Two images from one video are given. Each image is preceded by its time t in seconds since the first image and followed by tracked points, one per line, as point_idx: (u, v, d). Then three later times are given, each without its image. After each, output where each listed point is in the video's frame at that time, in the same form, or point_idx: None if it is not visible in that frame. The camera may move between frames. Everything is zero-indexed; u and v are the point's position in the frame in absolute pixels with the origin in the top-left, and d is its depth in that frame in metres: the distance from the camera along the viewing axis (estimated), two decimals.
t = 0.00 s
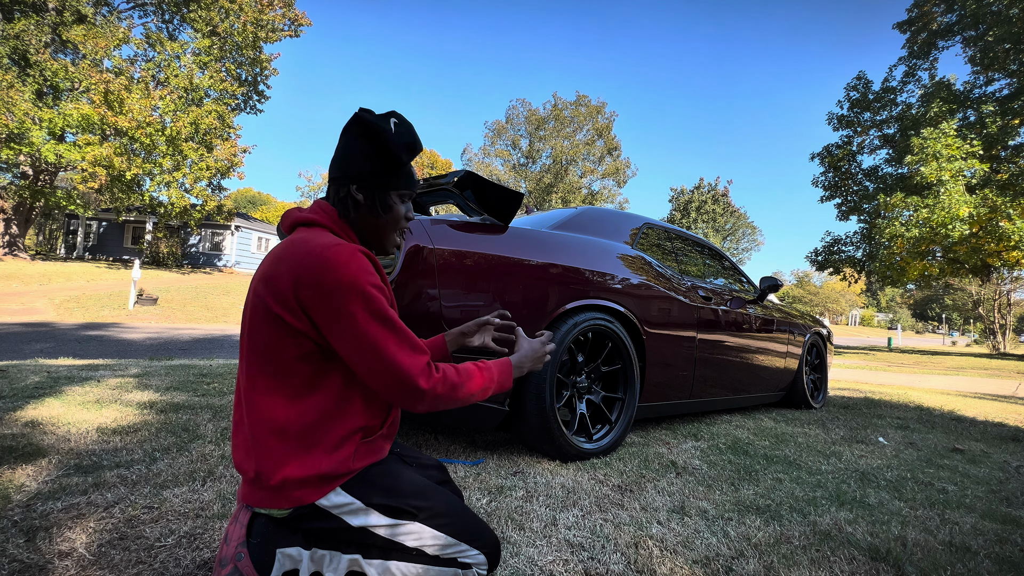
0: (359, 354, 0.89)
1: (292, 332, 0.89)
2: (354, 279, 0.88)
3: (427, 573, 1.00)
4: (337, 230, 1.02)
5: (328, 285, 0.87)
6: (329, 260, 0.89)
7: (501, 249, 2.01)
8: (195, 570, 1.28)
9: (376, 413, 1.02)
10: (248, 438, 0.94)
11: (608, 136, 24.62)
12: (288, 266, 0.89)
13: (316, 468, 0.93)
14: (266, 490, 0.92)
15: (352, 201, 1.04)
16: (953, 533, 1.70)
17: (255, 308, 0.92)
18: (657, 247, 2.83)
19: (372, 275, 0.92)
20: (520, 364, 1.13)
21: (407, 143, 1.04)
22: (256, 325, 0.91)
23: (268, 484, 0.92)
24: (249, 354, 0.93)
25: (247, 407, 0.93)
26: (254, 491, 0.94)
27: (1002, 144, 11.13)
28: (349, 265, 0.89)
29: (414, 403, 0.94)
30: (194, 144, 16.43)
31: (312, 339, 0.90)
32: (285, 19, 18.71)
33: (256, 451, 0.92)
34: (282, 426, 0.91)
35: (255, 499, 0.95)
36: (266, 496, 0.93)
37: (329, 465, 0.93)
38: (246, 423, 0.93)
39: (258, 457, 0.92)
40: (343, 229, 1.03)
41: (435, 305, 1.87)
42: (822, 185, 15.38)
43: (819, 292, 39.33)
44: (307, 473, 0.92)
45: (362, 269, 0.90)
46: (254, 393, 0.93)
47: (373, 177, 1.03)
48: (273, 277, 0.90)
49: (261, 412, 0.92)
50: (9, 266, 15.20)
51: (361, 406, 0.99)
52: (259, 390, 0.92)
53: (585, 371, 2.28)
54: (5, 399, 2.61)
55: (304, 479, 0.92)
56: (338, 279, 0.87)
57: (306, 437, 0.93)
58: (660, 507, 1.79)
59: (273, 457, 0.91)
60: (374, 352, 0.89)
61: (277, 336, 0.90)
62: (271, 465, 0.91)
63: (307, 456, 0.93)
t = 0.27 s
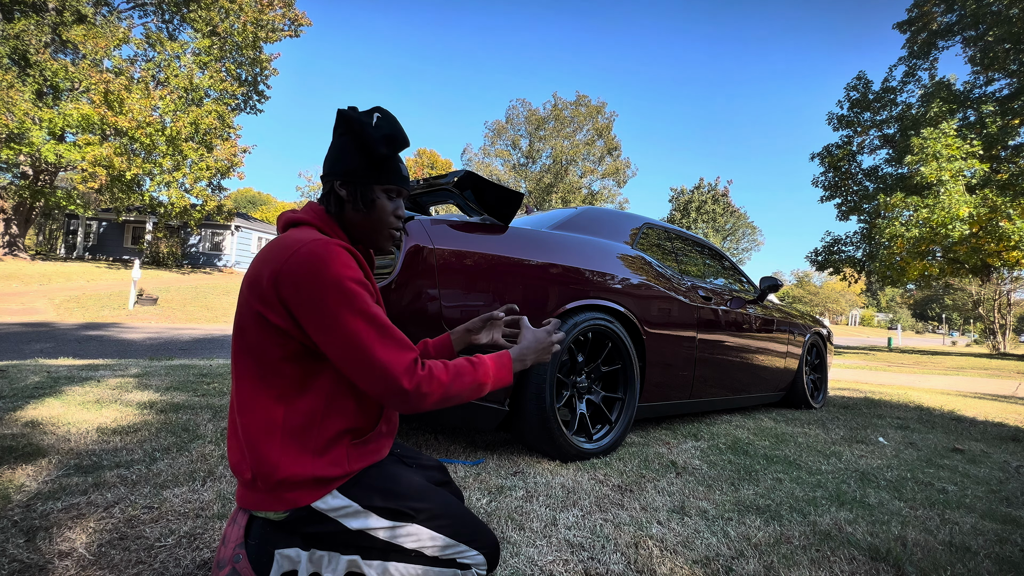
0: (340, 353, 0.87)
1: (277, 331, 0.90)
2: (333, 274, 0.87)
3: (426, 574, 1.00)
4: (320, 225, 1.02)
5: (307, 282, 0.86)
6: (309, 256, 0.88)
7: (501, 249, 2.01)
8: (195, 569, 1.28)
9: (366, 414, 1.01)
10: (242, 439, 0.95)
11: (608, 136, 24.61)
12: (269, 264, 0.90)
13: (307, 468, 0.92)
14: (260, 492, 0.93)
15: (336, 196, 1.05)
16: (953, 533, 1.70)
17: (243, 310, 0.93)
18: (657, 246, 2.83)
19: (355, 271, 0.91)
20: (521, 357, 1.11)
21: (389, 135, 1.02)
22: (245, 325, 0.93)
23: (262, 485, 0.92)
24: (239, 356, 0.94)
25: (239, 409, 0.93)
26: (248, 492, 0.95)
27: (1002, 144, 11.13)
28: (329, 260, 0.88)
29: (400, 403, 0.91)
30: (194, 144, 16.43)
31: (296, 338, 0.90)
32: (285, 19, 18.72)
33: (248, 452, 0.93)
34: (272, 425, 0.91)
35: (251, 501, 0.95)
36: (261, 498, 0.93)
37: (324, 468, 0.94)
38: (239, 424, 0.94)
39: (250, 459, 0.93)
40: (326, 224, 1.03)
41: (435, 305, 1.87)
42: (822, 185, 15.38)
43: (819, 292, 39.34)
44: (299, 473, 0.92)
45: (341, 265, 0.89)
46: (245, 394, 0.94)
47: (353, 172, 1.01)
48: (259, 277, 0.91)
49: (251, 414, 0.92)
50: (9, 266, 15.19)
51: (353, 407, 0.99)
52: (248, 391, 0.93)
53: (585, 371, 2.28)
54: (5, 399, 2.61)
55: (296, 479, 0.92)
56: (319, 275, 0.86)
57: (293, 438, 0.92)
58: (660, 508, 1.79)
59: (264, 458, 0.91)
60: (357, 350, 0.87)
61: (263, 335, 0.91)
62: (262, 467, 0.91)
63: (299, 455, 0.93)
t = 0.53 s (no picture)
0: (334, 360, 0.85)
1: (275, 333, 0.90)
2: (326, 278, 0.86)
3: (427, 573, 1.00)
4: (303, 224, 1.02)
5: (301, 284, 0.86)
6: (306, 260, 0.88)
7: (501, 249, 2.01)
8: (195, 570, 1.28)
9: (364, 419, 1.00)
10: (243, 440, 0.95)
11: (608, 136, 24.61)
12: (269, 264, 0.90)
13: (303, 470, 0.92)
14: (260, 493, 0.93)
15: (319, 195, 1.05)
16: (953, 533, 1.70)
17: (243, 311, 0.93)
18: (656, 247, 2.83)
19: (350, 277, 0.90)
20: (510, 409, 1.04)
21: (355, 122, 1.00)
22: (245, 326, 0.93)
23: (261, 486, 0.93)
24: (239, 356, 0.94)
25: (239, 411, 0.94)
26: (248, 492, 0.95)
27: (1002, 144, 11.13)
28: (325, 264, 0.88)
29: (380, 422, 0.87)
30: (194, 144, 16.43)
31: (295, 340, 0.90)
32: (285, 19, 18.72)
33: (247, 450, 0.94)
34: (272, 427, 0.92)
35: (250, 501, 0.95)
36: (262, 498, 0.93)
37: (323, 470, 0.94)
38: (240, 424, 0.94)
39: (251, 461, 0.93)
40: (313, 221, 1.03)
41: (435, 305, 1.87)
42: (822, 185, 15.38)
43: (819, 292, 39.32)
44: (297, 475, 0.92)
45: (336, 270, 0.88)
46: (245, 395, 0.94)
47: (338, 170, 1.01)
48: (258, 279, 0.91)
49: (250, 415, 0.92)
50: (9, 266, 15.20)
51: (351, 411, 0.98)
52: (247, 393, 0.93)
53: (585, 371, 2.28)
54: (5, 399, 2.61)
55: (296, 480, 0.92)
56: (315, 279, 0.86)
57: (289, 440, 0.92)
58: (660, 507, 1.79)
59: (262, 460, 0.91)
60: (351, 358, 0.85)
61: (261, 337, 0.91)
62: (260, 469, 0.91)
63: (297, 458, 0.92)
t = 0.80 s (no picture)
0: (325, 362, 0.85)
1: (273, 332, 0.90)
2: (323, 280, 0.86)
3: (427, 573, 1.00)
4: (307, 223, 1.02)
5: (297, 285, 0.86)
6: (305, 260, 0.88)
7: (501, 249, 2.01)
8: (195, 570, 1.28)
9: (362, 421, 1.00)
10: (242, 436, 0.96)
11: (608, 136, 24.61)
12: (268, 263, 0.91)
13: (301, 469, 0.92)
14: (256, 488, 0.93)
15: (320, 197, 1.05)
16: (953, 533, 1.70)
17: (243, 308, 0.93)
18: (657, 247, 2.83)
19: (346, 280, 0.89)
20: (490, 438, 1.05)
21: (354, 124, 1.00)
22: (244, 322, 0.93)
23: (258, 482, 0.93)
24: (238, 353, 0.95)
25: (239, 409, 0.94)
26: (246, 489, 0.95)
27: (1002, 144, 11.13)
28: (322, 265, 0.88)
29: (363, 429, 0.85)
30: (194, 144, 16.43)
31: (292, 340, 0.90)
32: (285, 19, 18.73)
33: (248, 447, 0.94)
34: (270, 425, 0.92)
35: (248, 497, 0.95)
36: (261, 495, 0.93)
37: (320, 469, 0.94)
38: (241, 420, 0.95)
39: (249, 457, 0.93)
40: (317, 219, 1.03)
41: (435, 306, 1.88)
42: (822, 185, 15.38)
43: (819, 292, 39.30)
44: (293, 475, 0.92)
45: (331, 273, 0.88)
46: (244, 392, 0.94)
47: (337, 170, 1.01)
48: (258, 277, 0.92)
49: (249, 412, 0.93)
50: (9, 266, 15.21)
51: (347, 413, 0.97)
52: (246, 389, 0.93)
53: (585, 371, 2.28)
54: (5, 399, 2.61)
55: (294, 478, 0.92)
56: (311, 280, 0.86)
57: (287, 439, 0.92)
58: (660, 508, 1.79)
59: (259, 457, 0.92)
60: (343, 362, 0.85)
61: (260, 335, 0.91)
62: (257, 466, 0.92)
63: (296, 456, 0.93)
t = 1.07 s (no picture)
0: (327, 363, 0.86)
1: (272, 333, 0.90)
2: (325, 281, 0.87)
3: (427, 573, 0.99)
4: (304, 224, 1.00)
5: (299, 285, 0.86)
6: (306, 262, 0.87)
7: (501, 249, 2.01)
8: (195, 570, 1.28)
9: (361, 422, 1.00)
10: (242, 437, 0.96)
11: (608, 136, 24.61)
12: (269, 262, 0.90)
13: (302, 470, 0.92)
14: (257, 489, 0.93)
15: (324, 195, 1.03)
16: (953, 533, 1.70)
17: (244, 309, 0.93)
18: (657, 246, 2.83)
19: (348, 280, 0.90)
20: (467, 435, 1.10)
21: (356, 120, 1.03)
22: (243, 322, 0.93)
23: (258, 483, 0.93)
24: (237, 354, 0.95)
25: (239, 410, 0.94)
26: (247, 490, 0.95)
27: (1002, 144, 11.13)
28: (324, 265, 0.88)
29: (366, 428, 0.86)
30: (194, 144, 16.43)
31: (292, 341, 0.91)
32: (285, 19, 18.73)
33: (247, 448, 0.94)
34: (270, 426, 0.92)
35: (248, 498, 0.95)
36: (261, 496, 0.93)
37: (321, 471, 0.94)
38: (241, 421, 0.95)
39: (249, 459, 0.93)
40: (311, 217, 1.01)
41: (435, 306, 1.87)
42: (822, 185, 15.38)
43: (819, 292, 39.29)
44: (294, 475, 0.92)
45: (335, 274, 0.89)
46: (244, 393, 0.94)
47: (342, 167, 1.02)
48: (257, 279, 0.91)
49: (249, 413, 0.93)
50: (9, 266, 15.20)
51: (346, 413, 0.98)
52: (247, 389, 0.94)
53: (585, 371, 2.28)
54: (5, 399, 2.61)
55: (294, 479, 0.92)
56: (314, 281, 0.86)
57: (289, 440, 0.93)
58: (660, 508, 1.79)
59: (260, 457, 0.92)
60: (344, 364, 0.86)
61: (259, 335, 0.91)
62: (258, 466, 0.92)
63: (297, 457, 0.93)
